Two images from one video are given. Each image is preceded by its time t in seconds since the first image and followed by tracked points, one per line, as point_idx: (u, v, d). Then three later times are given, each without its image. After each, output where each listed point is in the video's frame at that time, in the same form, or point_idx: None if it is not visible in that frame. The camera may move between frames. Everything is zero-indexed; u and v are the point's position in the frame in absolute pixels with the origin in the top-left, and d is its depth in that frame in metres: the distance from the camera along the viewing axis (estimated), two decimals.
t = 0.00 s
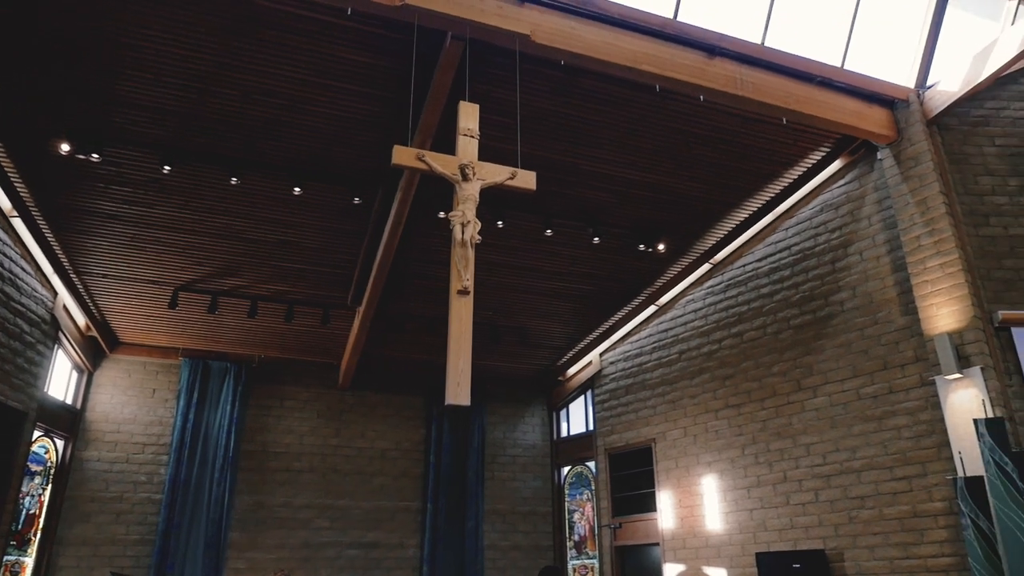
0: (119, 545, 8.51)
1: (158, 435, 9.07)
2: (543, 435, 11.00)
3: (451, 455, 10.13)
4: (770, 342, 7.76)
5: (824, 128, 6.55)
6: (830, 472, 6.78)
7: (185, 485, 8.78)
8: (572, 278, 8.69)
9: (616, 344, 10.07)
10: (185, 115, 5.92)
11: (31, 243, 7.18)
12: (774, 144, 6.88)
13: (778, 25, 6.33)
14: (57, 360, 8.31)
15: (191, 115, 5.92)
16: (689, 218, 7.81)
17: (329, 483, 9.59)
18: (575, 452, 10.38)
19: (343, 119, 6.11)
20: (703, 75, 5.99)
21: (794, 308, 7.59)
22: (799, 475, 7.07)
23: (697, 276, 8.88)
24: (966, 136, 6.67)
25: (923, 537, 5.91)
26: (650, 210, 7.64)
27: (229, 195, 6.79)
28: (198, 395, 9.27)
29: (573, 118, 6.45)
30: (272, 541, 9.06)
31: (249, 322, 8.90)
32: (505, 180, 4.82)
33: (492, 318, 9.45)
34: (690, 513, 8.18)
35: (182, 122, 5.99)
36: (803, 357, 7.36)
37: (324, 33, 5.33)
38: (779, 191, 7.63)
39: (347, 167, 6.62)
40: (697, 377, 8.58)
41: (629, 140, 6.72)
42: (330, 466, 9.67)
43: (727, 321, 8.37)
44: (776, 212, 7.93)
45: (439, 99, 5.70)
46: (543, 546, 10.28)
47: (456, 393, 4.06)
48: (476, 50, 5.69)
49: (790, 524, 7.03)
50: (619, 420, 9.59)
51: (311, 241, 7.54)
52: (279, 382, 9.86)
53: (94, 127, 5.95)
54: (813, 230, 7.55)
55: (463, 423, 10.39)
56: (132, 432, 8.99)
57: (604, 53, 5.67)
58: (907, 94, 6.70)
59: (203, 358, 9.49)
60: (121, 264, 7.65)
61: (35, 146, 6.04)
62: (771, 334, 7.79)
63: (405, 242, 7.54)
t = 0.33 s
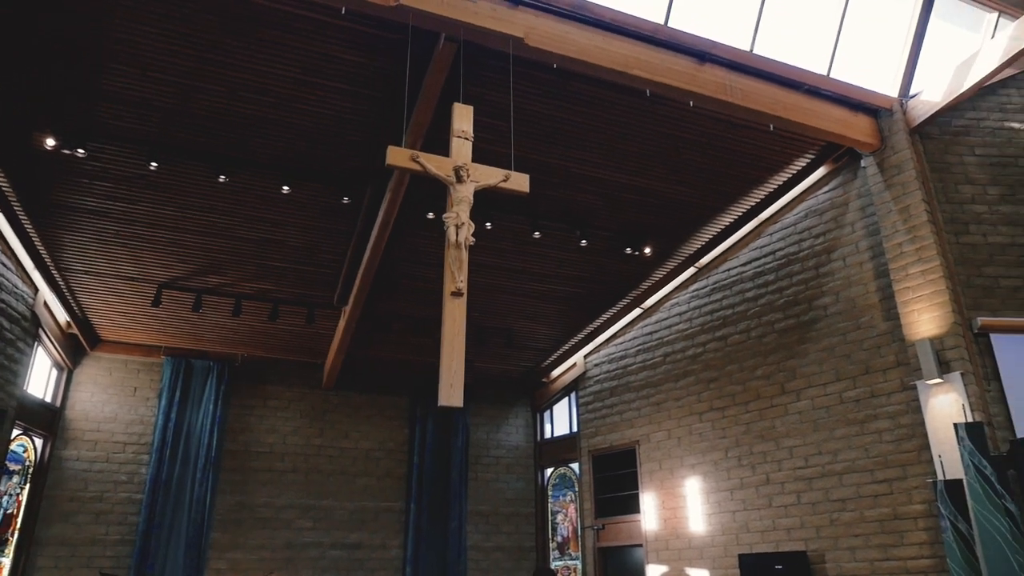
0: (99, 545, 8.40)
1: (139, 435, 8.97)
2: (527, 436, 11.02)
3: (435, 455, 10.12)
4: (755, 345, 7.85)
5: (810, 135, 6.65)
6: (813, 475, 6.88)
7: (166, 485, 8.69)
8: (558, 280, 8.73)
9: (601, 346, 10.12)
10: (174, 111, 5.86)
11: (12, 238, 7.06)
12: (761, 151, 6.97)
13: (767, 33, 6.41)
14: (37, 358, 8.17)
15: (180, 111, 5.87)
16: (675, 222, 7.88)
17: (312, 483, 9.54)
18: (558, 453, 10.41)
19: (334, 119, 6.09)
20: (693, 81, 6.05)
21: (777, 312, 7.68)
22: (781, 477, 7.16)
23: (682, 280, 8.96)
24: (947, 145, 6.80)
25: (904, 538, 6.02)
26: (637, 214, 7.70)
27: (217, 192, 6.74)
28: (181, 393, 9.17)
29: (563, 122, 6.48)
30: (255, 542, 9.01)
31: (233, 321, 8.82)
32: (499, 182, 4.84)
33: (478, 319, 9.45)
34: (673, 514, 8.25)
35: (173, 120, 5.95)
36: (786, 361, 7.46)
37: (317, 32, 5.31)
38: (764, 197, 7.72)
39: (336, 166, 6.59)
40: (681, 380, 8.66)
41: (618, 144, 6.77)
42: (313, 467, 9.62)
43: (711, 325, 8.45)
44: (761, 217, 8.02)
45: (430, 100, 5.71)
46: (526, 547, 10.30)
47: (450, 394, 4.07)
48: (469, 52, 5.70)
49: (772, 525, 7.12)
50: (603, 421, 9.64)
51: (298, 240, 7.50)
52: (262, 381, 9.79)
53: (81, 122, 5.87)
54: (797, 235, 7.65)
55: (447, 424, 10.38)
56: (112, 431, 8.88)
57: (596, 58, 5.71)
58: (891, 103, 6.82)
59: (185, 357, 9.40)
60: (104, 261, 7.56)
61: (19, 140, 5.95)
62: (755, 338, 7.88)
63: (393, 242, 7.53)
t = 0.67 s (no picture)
0: (77, 546, 8.29)
1: (119, 434, 8.86)
2: (510, 437, 11.05)
3: (418, 456, 10.10)
4: (738, 349, 7.95)
5: (796, 142, 6.75)
6: (794, 477, 6.98)
7: (147, 484, 8.60)
8: (545, 282, 8.77)
9: (585, 348, 10.18)
10: (163, 107, 5.81)
11: None
12: (747, 157, 7.07)
13: (755, 42, 6.49)
14: (16, 356, 8.05)
15: (169, 108, 5.82)
16: (662, 227, 7.95)
17: (295, 484, 9.49)
18: (541, 455, 10.45)
19: (324, 118, 6.07)
20: (683, 87, 6.12)
21: (761, 317, 7.79)
22: (763, 480, 7.26)
23: (667, 283, 9.04)
24: (928, 155, 6.94)
25: (883, 540, 6.13)
26: (623, 218, 7.77)
27: (204, 190, 6.69)
28: (162, 392, 9.07)
29: (553, 125, 6.52)
30: (236, 543, 8.95)
31: (217, 319, 8.74)
32: (491, 185, 4.86)
33: (463, 320, 9.46)
34: (655, 516, 8.32)
35: (163, 117, 5.90)
36: (769, 364, 7.56)
37: (310, 32, 5.29)
38: (749, 202, 7.82)
39: (326, 165, 6.58)
40: (665, 383, 8.73)
41: (608, 148, 6.83)
42: (295, 467, 9.57)
43: (695, 328, 8.54)
44: (746, 223, 8.13)
45: (422, 101, 5.72)
46: (508, 548, 10.33)
47: (442, 396, 4.08)
48: (461, 55, 5.71)
49: (754, 527, 7.21)
50: (587, 423, 9.70)
51: (285, 239, 7.47)
52: (245, 380, 9.71)
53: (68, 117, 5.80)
54: (781, 241, 7.76)
55: (431, 425, 10.37)
56: (92, 430, 8.76)
57: (588, 63, 5.76)
58: (874, 113, 6.94)
59: (167, 356, 9.30)
60: (86, 257, 7.46)
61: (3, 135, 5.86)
62: (738, 342, 7.97)
63: (381, 243, 7.52)
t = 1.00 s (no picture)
0: (55, 546, 8.18)
1: (99, 433, 8.75)
2: (493, 438, 11.06)
3: (402, 458, 10.09)
4: (721, 353, 8.04)
5: (781, 150, 6.85)
6: (775, 480, 7.08)
7: (127, 485, 8.51)
8: (531, 284, 8.81)
9: (569, 350, 10.23)
10: (151, 105, 5.76)
11: None
12: (733, 163, 7.16)
13: (742, 50, 6.58)
14: None
15: (158, 105, 5.77)
16: (648, 231, 8.03)
17: (277, 484, 9.43)
18: (524, 456, 10.47)
19: (314, 118, 6.06)
20: (671, 94, 6.19)
21: (744, 321, 7.89)
22: (745, 482, 7.36)
23: (651, 287, 9.12)
24: (908, 164, 7.09)
25: (862, 543, 6.24)
26: (609, 222, 7.83)
27: (191, 189, 6.65)
28: (143, 391, 8.98)
29: (543, 129, 6.56)
30: (217, 544, 8.88)
31: (200, 318, 8.67)
32: (483, 188, 4.89)
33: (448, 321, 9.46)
34: (638, 518, 8.39)
35: (151, 114, 5.85)
36: (751, 368, 7.66)
37: (303, 32, 5.29)
38: (734, 208, 7.92)
39: (315, 165, 6.56)
40: (648, 386, 8.81)
41: (596, 153, 6.88)
42: (278, 468, 9.51)
43: (679, 332, 8.62)
44: (729, 228, 8.23)
45: (413, 103, 5.73)
46: (490, 550, 10.35)
47: (434, 398, 4.09)
48: (453, 57, 5.74)
49: (736, 529, 7.30)
50: (570, 425, 9.75)
51: (272, 238, 7.43)
52: (228, 380, 9.63)
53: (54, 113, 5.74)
54: (764, 247, 7.87)
55: (414, 426, 10.35)
56: (71, 429, 8.65)
57: (578, 68, 5.81)
58: (857, 122, 7.07)
59: (149, 354, 9.21)
60: (69, 255, 7.37)
61: None
62: (721, 346, 8.07)
63: (368, 244, 7.51)
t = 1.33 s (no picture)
0: (35, 547, 8.07)
1: (80, 433, 8.65)
2: (477, 440, 11.07)
3: (386, 458, 10.07)
4: (705, 356, 8.13)
5: (767, 156, 6.94)
6: (758, 482, 7.17)
7: (109, 485, 8.42)
8: (517, 286, 8.84)
9: (554, 352, 10.27)
10: (140, 103, 5.72)
11: None
12: (719, 168, 7.25)
13: (730, 57, 6.66)
14: None
15: (147, 103, 5.73)
16: (635, 234, 8.09)
17: (261, 485, 9.38)
18: (509, 458, 10.50)
19: (305, 118, 6.05)
20: (660, 99, 6.24)
21: (728, 324, 7.98)
22: (729, 484, 7.44)
23: (637, 290, 9.19)
24: (890, 172, 7.21)
25: (843, 544, 6.34)
26: (597, 225, 7.88)
27: (178, 188, 6.60)
28: (126, 391, 8.89)
29: (533, 132, 6.60)
30: (200, 545, 8.81)
31: (184, 317, 8.60)
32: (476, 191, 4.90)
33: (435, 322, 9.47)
34: (622, 520, 8.44)
35: (140, 112, 5.81)
36: (735, 371, 7.75)
37: (296, 32, 5.27)
38: (719, 213, 8.00)
39: (304, 165, 6.55)
40: (633, 389, 8.87)
41: (585, 157, 6.93)
42: (261, 468, 9.46)
43: (664, 335, 8.70)
44: (715, 233, 8.31)
45: (404, 104, 5.74)
46: (474, 551, 10.36)
47: (426, 399, 4.08)
48: (445, 60, 5.75)
49: (719, 531, 7.38)
50: (555, 427, 9.78)
51: (260, 238, 7.39)
52: (212, 380, 9.56)
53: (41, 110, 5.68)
54: (749, 251, 7.96)
55: (399, 427, 10.34)
56: (52, 429, 8.54)
57: (569, 72, 5.85)
58: (841, 129, 7.18)
59: (131, 354, 9.11)
60: (51, 252, 7.28)
61: None
62: (706, 349, 8.15)
63: (356, 245, 7.50)
